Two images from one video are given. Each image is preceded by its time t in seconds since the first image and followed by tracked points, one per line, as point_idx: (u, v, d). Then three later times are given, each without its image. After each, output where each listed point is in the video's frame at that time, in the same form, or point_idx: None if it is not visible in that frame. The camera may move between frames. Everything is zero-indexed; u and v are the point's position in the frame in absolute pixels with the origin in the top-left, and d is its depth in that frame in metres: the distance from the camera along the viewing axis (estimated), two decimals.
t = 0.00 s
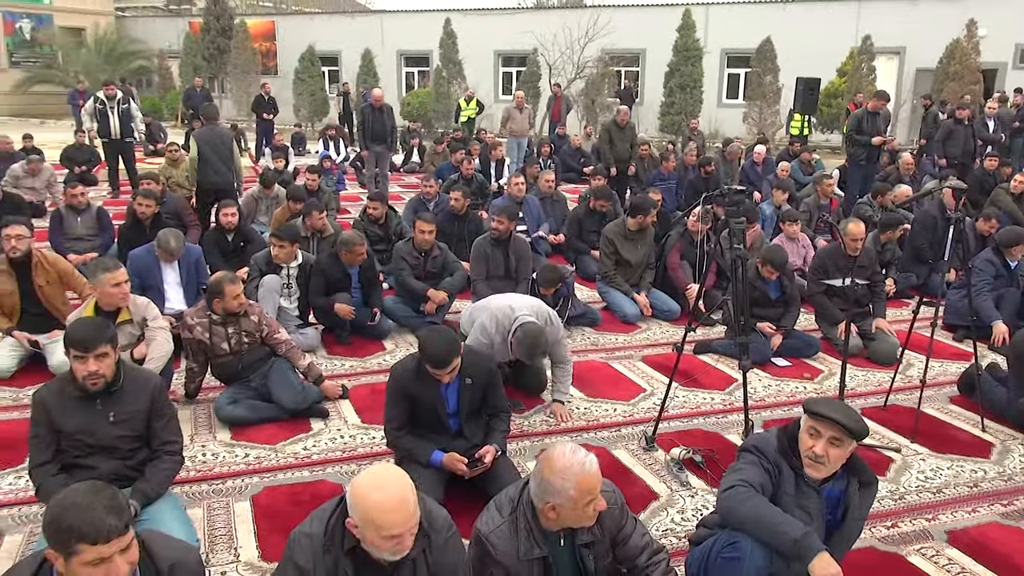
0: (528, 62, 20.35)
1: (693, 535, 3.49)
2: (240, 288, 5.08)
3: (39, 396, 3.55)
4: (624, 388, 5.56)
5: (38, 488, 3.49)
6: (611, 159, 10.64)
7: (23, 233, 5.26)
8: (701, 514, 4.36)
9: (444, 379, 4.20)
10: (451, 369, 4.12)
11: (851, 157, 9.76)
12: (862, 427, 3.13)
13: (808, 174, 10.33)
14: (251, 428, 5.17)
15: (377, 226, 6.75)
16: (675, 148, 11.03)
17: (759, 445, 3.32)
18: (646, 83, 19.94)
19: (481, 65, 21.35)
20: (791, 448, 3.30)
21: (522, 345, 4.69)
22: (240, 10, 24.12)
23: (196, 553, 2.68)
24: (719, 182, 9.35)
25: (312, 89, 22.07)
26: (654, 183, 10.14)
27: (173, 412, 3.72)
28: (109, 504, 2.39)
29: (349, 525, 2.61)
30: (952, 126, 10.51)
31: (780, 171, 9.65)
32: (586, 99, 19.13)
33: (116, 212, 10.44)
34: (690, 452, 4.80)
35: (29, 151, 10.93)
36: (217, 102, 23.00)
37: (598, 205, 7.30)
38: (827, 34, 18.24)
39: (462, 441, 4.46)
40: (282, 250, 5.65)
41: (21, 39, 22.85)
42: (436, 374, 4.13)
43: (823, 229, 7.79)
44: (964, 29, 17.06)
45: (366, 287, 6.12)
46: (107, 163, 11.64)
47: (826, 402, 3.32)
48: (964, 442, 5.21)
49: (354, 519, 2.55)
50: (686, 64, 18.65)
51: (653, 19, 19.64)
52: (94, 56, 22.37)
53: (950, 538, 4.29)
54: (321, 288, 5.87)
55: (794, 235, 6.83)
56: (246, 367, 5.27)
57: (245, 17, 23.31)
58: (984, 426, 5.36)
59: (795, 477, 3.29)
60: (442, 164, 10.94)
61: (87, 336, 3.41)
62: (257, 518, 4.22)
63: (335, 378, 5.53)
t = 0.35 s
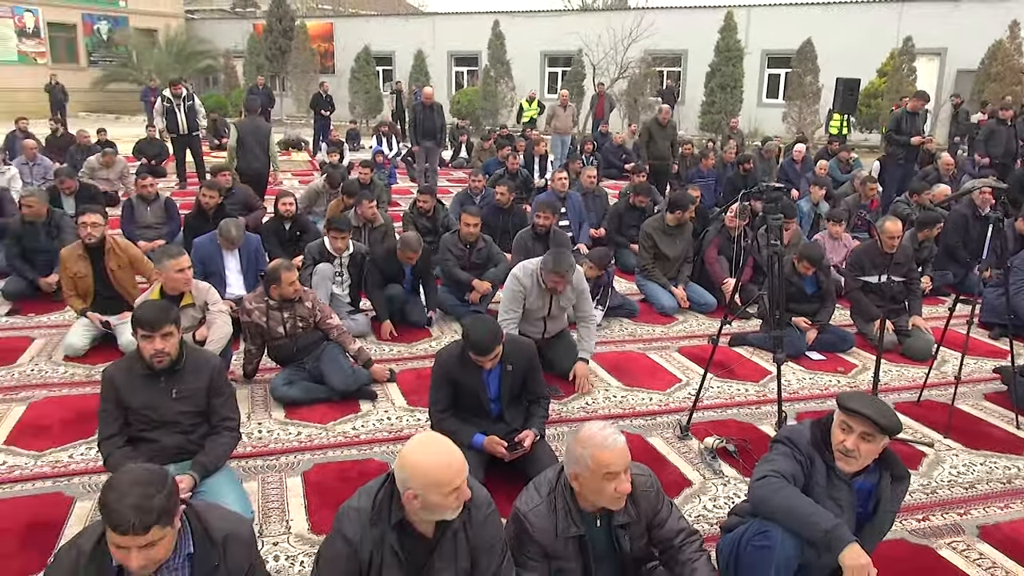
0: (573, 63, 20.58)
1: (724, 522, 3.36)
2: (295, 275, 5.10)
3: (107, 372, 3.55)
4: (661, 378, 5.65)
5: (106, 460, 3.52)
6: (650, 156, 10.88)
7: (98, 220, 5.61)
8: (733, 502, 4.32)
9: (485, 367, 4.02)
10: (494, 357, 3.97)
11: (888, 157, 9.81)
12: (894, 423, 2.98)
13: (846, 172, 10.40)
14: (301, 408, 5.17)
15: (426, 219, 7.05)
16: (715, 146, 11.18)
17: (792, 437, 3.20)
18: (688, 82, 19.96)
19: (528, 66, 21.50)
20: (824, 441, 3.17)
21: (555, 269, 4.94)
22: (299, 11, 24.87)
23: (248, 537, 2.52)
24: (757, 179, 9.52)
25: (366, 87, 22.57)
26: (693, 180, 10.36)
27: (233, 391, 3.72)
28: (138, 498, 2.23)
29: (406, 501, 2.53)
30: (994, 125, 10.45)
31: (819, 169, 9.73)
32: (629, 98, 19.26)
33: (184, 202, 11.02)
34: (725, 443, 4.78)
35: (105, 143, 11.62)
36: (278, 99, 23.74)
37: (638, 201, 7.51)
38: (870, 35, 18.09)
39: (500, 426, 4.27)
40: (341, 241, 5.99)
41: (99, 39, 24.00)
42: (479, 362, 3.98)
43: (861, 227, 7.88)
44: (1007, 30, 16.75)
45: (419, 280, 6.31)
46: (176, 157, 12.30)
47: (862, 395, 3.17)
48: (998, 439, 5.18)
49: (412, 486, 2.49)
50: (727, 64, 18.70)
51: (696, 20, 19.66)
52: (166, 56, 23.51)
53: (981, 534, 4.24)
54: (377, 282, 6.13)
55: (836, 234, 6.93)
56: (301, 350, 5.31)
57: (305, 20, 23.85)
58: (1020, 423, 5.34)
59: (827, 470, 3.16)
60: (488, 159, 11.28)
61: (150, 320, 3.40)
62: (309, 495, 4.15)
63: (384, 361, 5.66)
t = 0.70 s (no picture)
0: (611, 57, 20.64)
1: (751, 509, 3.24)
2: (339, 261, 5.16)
3: (160, 350, 3.58)
4: (691, 367, 5.68)
5: (157, 434, 3.54)
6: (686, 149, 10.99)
7: (154, 206, 5.91)
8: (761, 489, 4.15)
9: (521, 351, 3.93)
10: (528, 342, 3.89)
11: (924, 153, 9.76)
12: (926, 416, 2.81)
13: (882, 167, 10.37)
14: (342, 389, 5.13)
15: (465, 208, 7.24)
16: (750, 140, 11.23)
17: (821, 427, 3.05)
18: (725, 76, 19.83)
19: (567, 60, 21.70)
20: (855, 432, 3.02)
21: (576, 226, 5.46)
22: (345, 6, 25.35)
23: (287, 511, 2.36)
24: (792, 173, 9.61)
25: (408, 81, 22.84)
26: (727, 173, 10.58)
27: (278, 371, 3.73)
28: (173, 474, 2.12)
29: (446, 480, 2.41)
30: None
31: (854, 163, 9.73)
32: (664, 92, 19.22)
33: (234, 191, 11.38)
34: (753, 431, 4.63)
35: (161, 133, 12.06)
36: (324, 92, 24.19)
37: (672, 193, 7.67)
38: (909, 29, 17.81)
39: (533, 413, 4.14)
40: (381, 231, 6.11)
41: (157, 34, 24.81)
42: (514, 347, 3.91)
43: (895, 222, 7.89)
44: None
45: (461, 268, 6.47)
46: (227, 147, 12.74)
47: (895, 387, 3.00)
48: None
49: (452, 463, 2.37)
50: (762, 59, 18.51)
51: (734, 15, 19.52)
52: (219, 50, 24.09)
53: (1010, 527, 4.03)
54: (424, 272, 6.26)
55: (869, 227, 7.05)
56: (342, 334, 5.31)
57: (351, 14, 24.29)
58: None
59: (856, 462, 3.00)
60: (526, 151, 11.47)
61: (199, 301, 3.44)
62: (348, 472, 3.96)
63: (425, 346, 5.82)
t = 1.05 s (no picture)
0: (651, 43, 20.42)
1: (787, 502, 3.18)
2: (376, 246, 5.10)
3: (200, 333, 3.62)
4: (727, 358, 5.59)
5: (197, 414, 3.58)
6: (727, 137, 10.85)
7: (196, 190, 6.00)
8: (798, 483, 4.04)
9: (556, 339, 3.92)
10: (563, 329, 3.87)
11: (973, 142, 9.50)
12: (970, 411, 2.73)
13: (929, 156, 10.12)
14: (377, 373, 5.11)
15: (502, 195, 7.23)
16: (793, 128, 11.05)
17: (860, 421, 2.98)
18: (767, 63, 19.48)
19: (607, 47, 21.55)
20: (895, 427, 2.95)
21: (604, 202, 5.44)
22: None
23: (325, 491, 2.36)
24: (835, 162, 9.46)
25: (447, 66, 22.90)
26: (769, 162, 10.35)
27: (315, 354, 3.76)
28: (223, 449, 2.14)
29: (478, 466, 2.41)
30: None
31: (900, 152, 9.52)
32: (705, 78, 18.98)
33: (274, 176, 11.52)
34: (790, 423, 4.54)
35: (203, 118, 12.21)
36: (364, 77, 24.33)
37: (711, 181, 7.59)
38: (961, 14, 17.31)
39: (567, 400, 4.11)
40: (416, 218, 6.09)
41: (201, 20, 25.17)
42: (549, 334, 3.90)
43: (942, 213, 7.70)
44: None
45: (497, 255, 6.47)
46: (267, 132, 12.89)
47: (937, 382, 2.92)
48: None
49: (483, 448, 2.36)
50: (808, 45, 18.18)
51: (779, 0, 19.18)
52: (261, 36, 24.32)
53: None
54: (463, 258, 6.28)
55: (913, 215, 6.93)
56: (377, 319, 5.29)
57: None
58: None
59: (896, 456, 2.93)
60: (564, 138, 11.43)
61: (243, 288, 3.43)
62: (383, 455, 3.98)
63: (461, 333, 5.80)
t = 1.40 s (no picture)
0: (685, 26, 20.17)
1: (812, 492, 3.15)
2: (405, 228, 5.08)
3: (231, 313, 3.66)
4: (756, 345, 5.53)
5: (228, 392, 3.63)
6: (760, 121, 10.71)
7: (228, 171, 6.05)
8: (825, 473, 4.00)
9: (585, 313, 3.88)
10: (591, 299, 3.83)
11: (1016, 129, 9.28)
12: (1005, 404, 2.68)
13: (970, 143, 9.90)
14: (404, 354, 5.14)
15: (532, 178, 7.21)
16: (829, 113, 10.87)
17: (890, 411, 2.94)
18: (803, 46, 19.18)
19: (640, 29, 21.34)
20: (926, 418, 2.90)
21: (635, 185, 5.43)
22: None
23: (357, 473, 2.39)
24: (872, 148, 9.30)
25: (478, 49, 22.86)
26: (803, 147, 10.23)
27: (344, 335, 3.79)
28: (265, 425, 2.17)
29: (502, 448, 2.41)
30: None
31: (939, 138, 9.33)
32: (740, 62, 18.74)
33: (306, 157, 11.60)
34: (819, 412, 4.48)
35: (237, 99, 12.33)
36: (396, 60, 24.38)
37: (744, 167, 7.48)
38: None
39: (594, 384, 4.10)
40: (446, 202, 6.13)
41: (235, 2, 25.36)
42: (576, 306, 3.87)
43: (982, 200, 7.53)
44: None
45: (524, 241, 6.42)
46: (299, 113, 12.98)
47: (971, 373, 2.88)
48: None
49: (508, 430, 2.37)
50: (846, 28, 17.86)
51: None
52: (294, 18, 24.42)
53: None
54: (488, 241, 6.25)
55: (951, 202, 6.80)
56: (406, 301, 5.30)
57: None
58: None
59: (927, 447, 2.89)
60: (595, 121, 11.36)
61: (276, 270, 3.46)
62: (410, 436, 4.01)
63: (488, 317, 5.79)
